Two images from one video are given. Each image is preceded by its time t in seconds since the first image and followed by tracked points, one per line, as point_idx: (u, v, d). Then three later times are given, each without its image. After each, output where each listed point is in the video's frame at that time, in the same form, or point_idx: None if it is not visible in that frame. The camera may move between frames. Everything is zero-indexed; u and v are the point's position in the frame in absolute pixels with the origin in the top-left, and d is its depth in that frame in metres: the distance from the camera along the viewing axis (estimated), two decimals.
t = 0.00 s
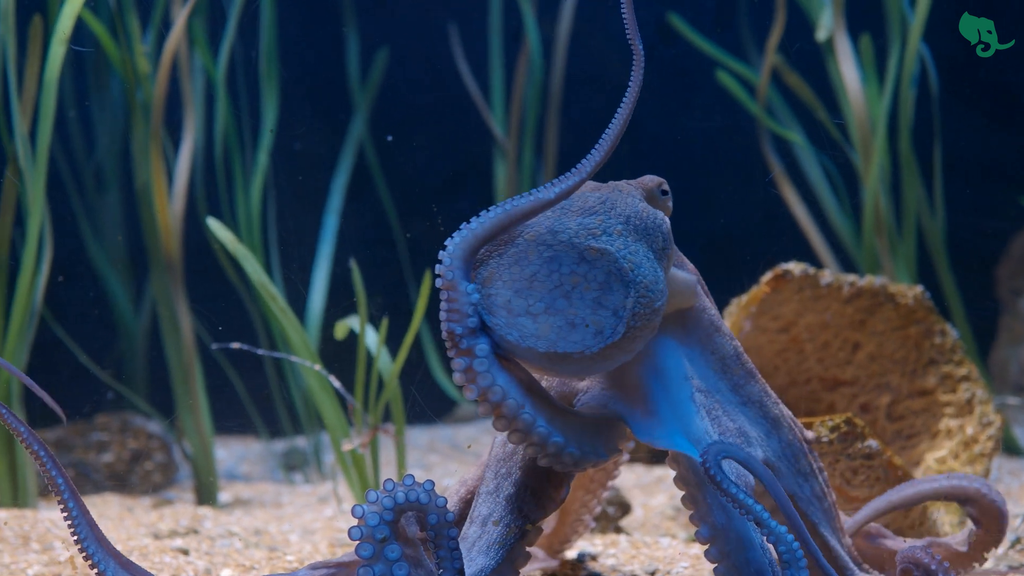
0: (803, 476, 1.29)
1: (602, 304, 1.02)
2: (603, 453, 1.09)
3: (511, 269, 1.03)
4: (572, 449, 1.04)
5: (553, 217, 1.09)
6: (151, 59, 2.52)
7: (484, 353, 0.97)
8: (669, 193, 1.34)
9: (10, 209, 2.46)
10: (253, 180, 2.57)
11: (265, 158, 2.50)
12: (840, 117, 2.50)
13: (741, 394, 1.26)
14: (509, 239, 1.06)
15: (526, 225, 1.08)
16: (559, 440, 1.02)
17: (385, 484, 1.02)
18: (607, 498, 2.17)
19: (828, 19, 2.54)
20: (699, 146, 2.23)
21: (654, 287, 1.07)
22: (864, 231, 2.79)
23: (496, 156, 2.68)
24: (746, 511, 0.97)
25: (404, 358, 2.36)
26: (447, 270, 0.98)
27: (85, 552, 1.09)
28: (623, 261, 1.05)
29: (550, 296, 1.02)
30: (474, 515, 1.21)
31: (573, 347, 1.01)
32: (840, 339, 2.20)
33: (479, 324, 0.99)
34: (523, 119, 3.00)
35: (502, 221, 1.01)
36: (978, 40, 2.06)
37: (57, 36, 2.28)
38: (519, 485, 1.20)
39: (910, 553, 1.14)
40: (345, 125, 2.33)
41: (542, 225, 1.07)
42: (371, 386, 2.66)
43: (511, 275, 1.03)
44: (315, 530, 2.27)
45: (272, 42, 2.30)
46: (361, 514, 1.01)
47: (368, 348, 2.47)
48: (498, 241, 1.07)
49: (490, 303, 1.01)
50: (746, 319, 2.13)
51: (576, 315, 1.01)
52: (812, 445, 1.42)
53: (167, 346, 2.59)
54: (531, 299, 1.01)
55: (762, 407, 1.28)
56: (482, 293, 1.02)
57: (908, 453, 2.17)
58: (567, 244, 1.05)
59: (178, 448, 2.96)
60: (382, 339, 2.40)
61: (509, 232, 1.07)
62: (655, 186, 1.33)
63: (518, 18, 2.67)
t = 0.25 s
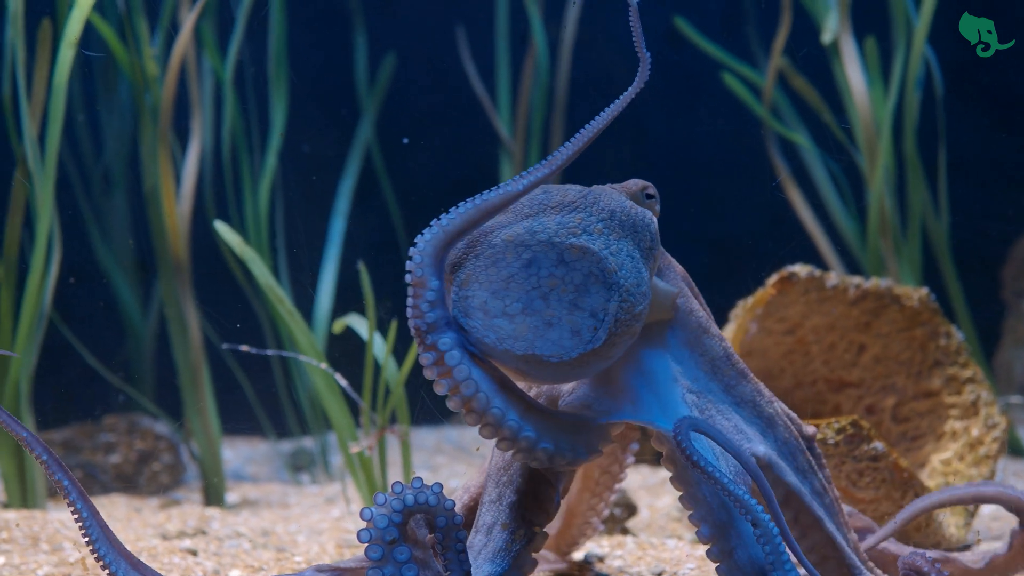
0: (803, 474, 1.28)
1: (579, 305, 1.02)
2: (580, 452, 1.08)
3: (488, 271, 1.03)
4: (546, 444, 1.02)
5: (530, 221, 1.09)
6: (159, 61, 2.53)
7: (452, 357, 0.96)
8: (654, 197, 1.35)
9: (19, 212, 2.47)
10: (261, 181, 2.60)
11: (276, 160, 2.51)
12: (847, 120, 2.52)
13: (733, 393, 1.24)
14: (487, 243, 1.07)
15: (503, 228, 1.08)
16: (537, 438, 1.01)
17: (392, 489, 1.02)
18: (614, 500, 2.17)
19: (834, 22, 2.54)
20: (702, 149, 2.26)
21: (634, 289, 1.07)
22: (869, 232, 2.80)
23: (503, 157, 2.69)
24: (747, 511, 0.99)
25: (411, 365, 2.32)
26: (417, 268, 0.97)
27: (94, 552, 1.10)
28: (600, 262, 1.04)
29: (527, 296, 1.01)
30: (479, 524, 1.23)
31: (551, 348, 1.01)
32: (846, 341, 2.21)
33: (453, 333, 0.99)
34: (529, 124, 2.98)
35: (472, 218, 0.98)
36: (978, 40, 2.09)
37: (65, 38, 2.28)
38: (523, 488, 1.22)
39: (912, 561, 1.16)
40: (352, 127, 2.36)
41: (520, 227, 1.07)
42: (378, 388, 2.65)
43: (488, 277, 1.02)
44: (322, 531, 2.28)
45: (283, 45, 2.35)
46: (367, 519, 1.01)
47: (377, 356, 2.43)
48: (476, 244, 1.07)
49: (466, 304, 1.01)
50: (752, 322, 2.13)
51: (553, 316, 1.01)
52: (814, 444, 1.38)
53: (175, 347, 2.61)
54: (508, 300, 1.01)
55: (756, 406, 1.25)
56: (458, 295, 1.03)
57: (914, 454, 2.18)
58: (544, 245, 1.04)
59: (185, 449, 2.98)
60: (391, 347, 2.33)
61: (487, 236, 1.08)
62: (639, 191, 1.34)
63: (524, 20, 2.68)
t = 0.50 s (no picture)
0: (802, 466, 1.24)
1: (554, 307, 1.00)
2: (563, 449, 1.03)
3: (462, 270, 1.01)
4: (525, 436, 0.98)
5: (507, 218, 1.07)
6: (168, 67, 2.52)
7: (430, 356, 0.94)
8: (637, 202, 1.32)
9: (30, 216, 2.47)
10: (271, 187, 2.63)
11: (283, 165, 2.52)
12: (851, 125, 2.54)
13: (723, 389, 1.21)
14: (462, 241, 1.05)
15: (479, 226, 1.06)
16: (516, 434, 0.97)
17: (393, 492, 1.02)
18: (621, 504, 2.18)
19: (839, 28, 2.57)
20: (706, 152, 2.28)
21: (613, 291, 1.04)
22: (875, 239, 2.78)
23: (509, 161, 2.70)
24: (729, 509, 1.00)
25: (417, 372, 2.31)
26: (366, 267, 0.98)
27: (109, 555, 1.10)
28: (577, 262, 1.01)
29: (502, 296, 0.99)
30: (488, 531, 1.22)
31: (525, 351, 0.99)
32: (852, 345, 2.20)
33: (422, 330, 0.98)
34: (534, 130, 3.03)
35: (437, 215, 0.98)
36: (979, 40, 2.09)
37: (76, 44, 2.28)
38: (524, 494, 1.19)
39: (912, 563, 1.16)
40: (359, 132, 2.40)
41: (496, 226, 1.05)
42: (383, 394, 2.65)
43: (463, 276, 1.01)
44: (330, 535, 2.29)
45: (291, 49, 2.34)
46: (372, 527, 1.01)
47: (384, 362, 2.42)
48: (452, 244, 1.06)
49: (440, 304, 1.00)
50: (758, 326, 2.13)
51: (528, 316, 0.99)
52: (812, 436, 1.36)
53: (182, 349, 2.58)
54: (482, 300, 0.99)
55: (748, 401, 1.22)
56: (432, 295, 1.02)
57: (919, 459, 2.20)
58: (520, 244, 1.02)
59: (193, 453, 2.99)
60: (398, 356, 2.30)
61: (463, 235, 1.06)
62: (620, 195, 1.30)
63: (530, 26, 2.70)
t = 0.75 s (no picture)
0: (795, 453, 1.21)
1: (525, 299, 0.97)
2: (550, 439, 0.98)
3: (432, 257, 0.99)
4: (511, 428, 0.93)
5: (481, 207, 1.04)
6: (178, 68, 2.51)
7: (407, 348, 0.91)
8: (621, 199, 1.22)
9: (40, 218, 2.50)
10: (281, 187, 2.62)
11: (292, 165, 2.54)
12: (856, 125, 2.54)
13: (711, 381, 1.17)
14: (434, 229, 1.02)
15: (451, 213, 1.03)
16: (502, 425, 0.92)
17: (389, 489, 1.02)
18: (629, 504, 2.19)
19: (846, 29, 2.60)
20: (714, 154, 2.28)
21: (588, 284, 1.01)
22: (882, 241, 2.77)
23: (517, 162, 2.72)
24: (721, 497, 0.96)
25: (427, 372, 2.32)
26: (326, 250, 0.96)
27: (123, 552, 1.10)
28: (551, 254, 0.99)
29: (472, 286, 0.97)
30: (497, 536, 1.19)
31: (493, 342, 0.95)
32: (859, 345, 2.25)
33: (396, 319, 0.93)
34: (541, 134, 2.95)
35: (393, 205, 0.99)
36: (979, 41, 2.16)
37: (87, 46, 2.28)
38: (523, 489, 1.18)
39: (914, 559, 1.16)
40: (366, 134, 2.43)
41: (470, 213, 1.03)
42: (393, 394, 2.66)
43: (432, 264, 0.98)
44: (340, 534, 2.30)
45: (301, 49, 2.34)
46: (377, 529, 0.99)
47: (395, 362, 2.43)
48: (424, 231, 1.03)
49: (408, 291, 0.97)
50: (768, 327, 2.14)
51: (498, 307, 0.96)
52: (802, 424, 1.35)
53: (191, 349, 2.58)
54: (451, 288, 0.96)
55: (737, 393, 1.19)
56: (400, 283, 0.98)
57: (927, 458, 2.21)
58: (493, 233, 0.99)
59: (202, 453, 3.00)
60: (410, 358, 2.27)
61: (436, 221, 1.03)
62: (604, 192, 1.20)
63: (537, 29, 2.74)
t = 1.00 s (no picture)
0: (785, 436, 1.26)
1: (493, 287, 1.04)
2: (542, 430, 1.04)
3: (405, 249, 1.05)
4: (505, 420, 1.00)
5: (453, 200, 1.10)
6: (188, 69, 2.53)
7: (389, 344, 0.98)
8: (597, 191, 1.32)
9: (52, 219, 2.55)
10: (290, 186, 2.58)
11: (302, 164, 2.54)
12: (865, 126, 2.51)
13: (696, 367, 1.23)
14: (407, 221, 1.08)
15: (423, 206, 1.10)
16: (496, 419, 0.99)
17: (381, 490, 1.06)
18: (638, 502, 2.20)
19: (854, 28, 2.61)
20: (716, 153, 2.30)
21: (554, 274, 1.08)
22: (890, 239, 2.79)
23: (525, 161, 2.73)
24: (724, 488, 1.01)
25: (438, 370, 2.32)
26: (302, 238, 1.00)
27: (138, 548, 1.17)
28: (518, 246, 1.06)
29: (443, 276, 1.03)
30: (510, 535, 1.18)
31: (464, 330, 1.02)
32: (868, 344, 2.26)
33: (373, 317, 1.00)
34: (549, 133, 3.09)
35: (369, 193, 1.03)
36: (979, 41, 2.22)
37: (99, 47, 2.29)
38: (524, 483, 1.18)
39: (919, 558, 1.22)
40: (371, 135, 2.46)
41: (442, 206, 1.09)
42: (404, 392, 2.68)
43: (405, 254, 1.05)
44: (350, 532, 2.31)
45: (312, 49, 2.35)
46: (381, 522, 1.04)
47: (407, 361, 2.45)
48: (398, 222, 1.10)
49: (381, 280, 1.03)
50: (777, 325, 2.16)
51: (467, 296, 1.03)
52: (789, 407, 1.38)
53: (203, 349, 2.59)
54: (422, 277, 1.03)
55: (722, 376, 1.24)
56: (375, 274, 1.05)
57: (936, 457, 2.20)
58: (464, 226, 1.06)
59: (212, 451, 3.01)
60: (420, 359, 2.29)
61: (409, 213, 1.10)
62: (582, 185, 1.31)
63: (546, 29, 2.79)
